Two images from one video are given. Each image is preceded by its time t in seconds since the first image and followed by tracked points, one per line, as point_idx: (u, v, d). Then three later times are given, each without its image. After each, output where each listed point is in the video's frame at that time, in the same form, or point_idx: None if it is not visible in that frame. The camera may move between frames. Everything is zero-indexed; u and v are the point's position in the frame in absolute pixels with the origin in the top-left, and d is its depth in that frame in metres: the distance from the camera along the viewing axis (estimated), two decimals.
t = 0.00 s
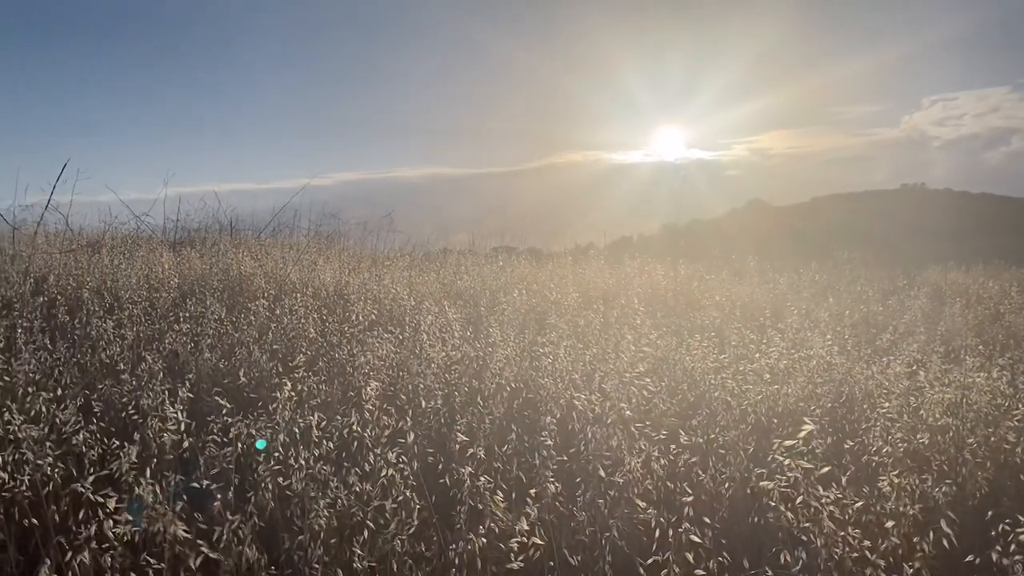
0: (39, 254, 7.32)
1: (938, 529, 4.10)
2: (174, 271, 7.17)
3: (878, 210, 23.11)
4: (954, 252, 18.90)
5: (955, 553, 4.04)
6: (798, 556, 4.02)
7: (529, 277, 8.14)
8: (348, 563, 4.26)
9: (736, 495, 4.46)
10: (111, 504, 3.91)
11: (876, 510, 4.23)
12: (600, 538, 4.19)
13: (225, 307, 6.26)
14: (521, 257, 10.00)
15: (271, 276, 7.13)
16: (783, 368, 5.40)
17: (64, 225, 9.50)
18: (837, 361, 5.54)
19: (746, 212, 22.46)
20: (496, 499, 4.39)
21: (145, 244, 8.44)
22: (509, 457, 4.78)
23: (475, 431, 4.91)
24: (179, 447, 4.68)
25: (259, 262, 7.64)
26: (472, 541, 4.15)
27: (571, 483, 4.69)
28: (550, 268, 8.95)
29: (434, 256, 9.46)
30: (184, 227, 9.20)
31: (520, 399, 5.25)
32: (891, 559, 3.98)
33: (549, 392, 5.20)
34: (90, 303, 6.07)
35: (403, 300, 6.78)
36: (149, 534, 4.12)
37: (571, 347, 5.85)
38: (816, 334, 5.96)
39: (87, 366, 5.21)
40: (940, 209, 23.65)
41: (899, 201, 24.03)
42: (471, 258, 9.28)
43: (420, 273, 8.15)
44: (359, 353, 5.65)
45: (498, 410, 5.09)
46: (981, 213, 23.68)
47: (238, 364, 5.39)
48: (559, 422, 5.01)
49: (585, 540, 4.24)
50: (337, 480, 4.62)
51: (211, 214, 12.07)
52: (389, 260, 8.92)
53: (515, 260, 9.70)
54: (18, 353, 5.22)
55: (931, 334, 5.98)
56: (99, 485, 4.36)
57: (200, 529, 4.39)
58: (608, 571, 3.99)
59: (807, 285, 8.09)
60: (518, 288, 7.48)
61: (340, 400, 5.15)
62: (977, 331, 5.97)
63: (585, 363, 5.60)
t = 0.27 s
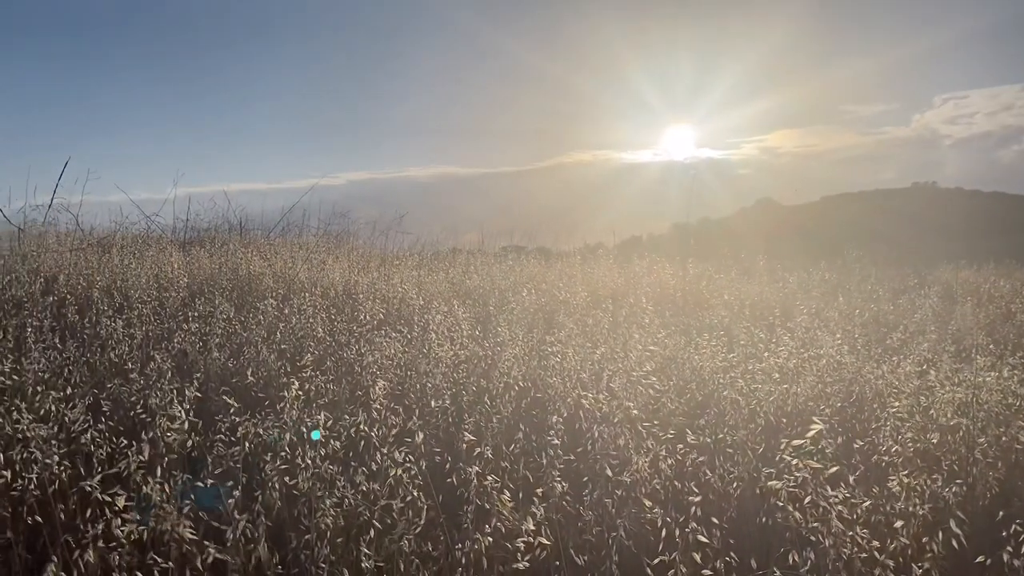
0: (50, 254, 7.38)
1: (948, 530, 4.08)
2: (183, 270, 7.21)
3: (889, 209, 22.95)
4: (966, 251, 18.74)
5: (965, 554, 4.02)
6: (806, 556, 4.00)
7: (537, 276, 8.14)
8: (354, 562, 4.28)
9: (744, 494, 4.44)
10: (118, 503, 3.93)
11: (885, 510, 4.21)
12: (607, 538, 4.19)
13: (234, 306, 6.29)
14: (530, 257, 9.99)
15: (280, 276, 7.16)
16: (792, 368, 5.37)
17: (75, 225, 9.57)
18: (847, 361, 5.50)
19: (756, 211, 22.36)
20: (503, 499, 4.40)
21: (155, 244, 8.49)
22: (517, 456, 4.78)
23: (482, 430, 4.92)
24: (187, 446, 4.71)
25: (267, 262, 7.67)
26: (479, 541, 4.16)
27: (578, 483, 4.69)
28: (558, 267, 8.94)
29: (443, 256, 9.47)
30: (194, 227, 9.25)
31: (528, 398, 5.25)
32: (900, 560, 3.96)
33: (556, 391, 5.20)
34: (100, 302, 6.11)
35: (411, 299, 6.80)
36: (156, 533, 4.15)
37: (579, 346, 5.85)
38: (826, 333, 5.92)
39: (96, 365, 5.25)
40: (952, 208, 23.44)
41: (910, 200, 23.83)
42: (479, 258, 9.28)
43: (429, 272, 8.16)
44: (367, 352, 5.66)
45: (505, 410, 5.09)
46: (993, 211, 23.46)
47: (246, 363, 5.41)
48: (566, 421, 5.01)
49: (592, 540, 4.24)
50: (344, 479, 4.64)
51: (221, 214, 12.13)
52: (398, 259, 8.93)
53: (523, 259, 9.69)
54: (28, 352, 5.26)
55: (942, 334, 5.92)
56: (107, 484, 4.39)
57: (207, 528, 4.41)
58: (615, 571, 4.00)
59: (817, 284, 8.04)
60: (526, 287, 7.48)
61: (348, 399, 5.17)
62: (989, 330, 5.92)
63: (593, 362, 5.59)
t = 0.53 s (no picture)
0: (53, 253, 7.39)
1: (951, 528, 4.08)
2: (186, 270, 7.22)
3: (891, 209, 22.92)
4: (968, 250, 18.71)
5: (968, 553, 4.02)
6: (809, 555, 4.00)
7: (540, 275, 8.13)
8: (357, 561, 4.29)
9: (746, 493, 4.44)
10: (119, 501, 3.93)
11: (887, 508, 4.21)
12: (610, 536, 4.20)
13: (236, 305, 6.30)
14: (532, 256, 9.99)
15: (282, 275, 7.17)
16: (795, 366, 5.36)
17: (78, 224, 9.59)
18: (850, 359, 5.50)
19: (758, 211, 22.35)
20: (505, 497, 4.40)
21: (158, 243, 8.50)
22: (519, 454, 4.78)
23: (484, 428, 4.91)
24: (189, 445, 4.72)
25: (270, 261, 7.68)
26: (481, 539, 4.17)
27: (580, 481, 4.69)
28: (561, 266, 8.94)
29: (445, 255, 9.47)
30: (196, 227, 9.26)
31: (530, 396, 5.25)
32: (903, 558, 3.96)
33: (558, 389, 5.19)
34: (102, 301, 6.12)
35: (413, 298, 6.80)
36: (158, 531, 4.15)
37: (581, 345, 5.84)
38: (828, 331, 5.91)
39: (98, 364, 5.26)
40: (954, 207, 23.40)
41: (912, 199, 23.79)
42: (482, 257, 9.28)
43: (431, 271, 8.16)
44: (369, 350, 5.66)
45: (507, 408, 5.09)
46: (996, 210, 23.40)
47: (248, 362, 5.41)
48: (568, 419, 5.00)
49: (594, 538, 4.25)
50: (346, 478, 4.65)
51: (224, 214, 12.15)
52: (400, 258, 8.94)
53: (525, 258, 9.69)
54: (31, 351, 5.27)
55: (945, 332, 5.91)
56: (109, 482, 4.40)
57: (209, 526, 4.42)
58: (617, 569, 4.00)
59: (820, 283, 8.03)
60: (528, 286, 7.48)
61: (350, 398, 5.17)
62: (992, 329, 5.91)
63: (595, 360, 5.58)
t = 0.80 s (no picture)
0: (45, 251, 7.36)
1: (945, 524, 4.10)
2: (180, 268, 7.20)
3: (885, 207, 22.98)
4: (962, 248, 18.77)
5: (961, 549, 4.03)
6: (803, 551, 4.02)
7: (535, 273, 8.13)
8: (352, 559, 4.29)
9: (741, 489, 4.46)
10: (113, 499, 3.92)
11: (882, 505, 4.23)
12: (605, 533, 4.21)
13: (230, 303, 6.28)
14: (527, 254, 9.99)
15: (277, 273, 7.15)
16: (789, 363, 5.37)
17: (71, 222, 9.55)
18: (844, 356, 5.51)
19: (752, 210, 22.40)
20: (500, 495, 4.40)
21: (151, 241, 8.47)
22: (514, 452, 4.78)
23: (480, 426, 4.91)
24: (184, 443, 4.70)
25: (264, 259, 7.66)
26: (477, 537, 4.17)
27: (576, 478, 4.70)
28: (556, 264, 8.94)
29: (440, 253, 9.47)
30: (190, 225, 9.23)
31: (525, 394, 5.25)
32: (898, 554, 3.98)
33: (553, 387, 5.19)
34: (96, 299, 6.10)
35: (408, 296, 6.79)
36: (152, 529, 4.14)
37: (576, 342, 5.84)
38: (823, 329, 5.93)
39: (92, 362, 5.23)
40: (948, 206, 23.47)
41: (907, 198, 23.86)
42: (477, 255, 9.28)
43: (426, 269, 8.15)
44: (364, 348, 5.64)
45: (502, 405, 5.09)
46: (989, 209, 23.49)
47: (243, 360, 5.40)
48: (563, 417, 5.00)
49: (589, 535, 4.26)
50: (341, 476, 4.65)
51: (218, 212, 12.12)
52: (395, 256, 8.92)
53: (520, 256, 9.69)
54: (24, 349, 5.25)
55: (938, 329, 5.93)
56: (103, 481, 4.38)
57: (203, 525, 4.41)
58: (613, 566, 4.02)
59: (814, 281, 8.05)
60: (523, 284, 7.48)
61: (344, 395, 5.15)
62: (986, 326, 5.93)
63: (590, 357, 5.58)
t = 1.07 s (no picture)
0: (29, 249, 7.30)
1: (929, 520, 4.12)
2: (166, 266, 7.15)
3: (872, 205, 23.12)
4: (948, 246, 18.91)
5: (945, 544, 4.07)
6: (789, 547, 4.04)
7: (522, 271, 8.14)
8: (339, 557, 4.28)
9: (728, 486, 4.47)
10: (97, 498, 3.90)
11: (867, 501, 4.26)
12: (592, 530, 4.26)
13: (216, 302, 6.24)
14: (515, 252, 10.00)
15: (263, 271, 7.12)
16: (776, 360, 5.40)
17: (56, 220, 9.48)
18: (830, 353, 5.54)
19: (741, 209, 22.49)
20: (489, 492, 4.41)
21: (137, 239, 8.42)
22: (502, 450, 4.78)
23: (467, 424, 4.91)
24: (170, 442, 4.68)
25: (251, 257, 7.62)
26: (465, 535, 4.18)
27: (564, 476, 4.73)
28: (543, 262, 8.95)
29: (428, 251, 9.45)
30: (176, 223, 9.18)
31: (513, 392, 5.25)
32: (882, 550, 4.00)
33: (541, 385, 5.19)
34: (80, 298, 6.05)
35: (395, 294, 6.77)
36: (138, 529, 4.12)
37: (563, 340, 5.85)
38: (809, 326, 5.96)
39: (78, 360, 5.20)
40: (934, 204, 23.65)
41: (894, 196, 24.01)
42: (464, 253, 9.27)
43: (413, 267, 8.14)
44: (351, 346, 5.63)
45: (490, 403, 5.09)
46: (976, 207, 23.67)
47: (230, 358, 5.37)
48: (551, 414, 5.00)
49: (577, 532, 4.28)
50: (328, 474, 4.64)
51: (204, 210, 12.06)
52: (382, 254, 8.90)
53: (508, 254, 9.69)
54: (8, 348, 5.20)
55: (923, 327, 5.97)
56: (88, 480, 4.35)
57: (189, 524, 4.39)
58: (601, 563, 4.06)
59: (801, 278, 8.09)
60: (510, 282, 7.48)
61: (331, 394, 5.13)
62: (970, 323, 5.97)
63: (578, 355, 5.59)
